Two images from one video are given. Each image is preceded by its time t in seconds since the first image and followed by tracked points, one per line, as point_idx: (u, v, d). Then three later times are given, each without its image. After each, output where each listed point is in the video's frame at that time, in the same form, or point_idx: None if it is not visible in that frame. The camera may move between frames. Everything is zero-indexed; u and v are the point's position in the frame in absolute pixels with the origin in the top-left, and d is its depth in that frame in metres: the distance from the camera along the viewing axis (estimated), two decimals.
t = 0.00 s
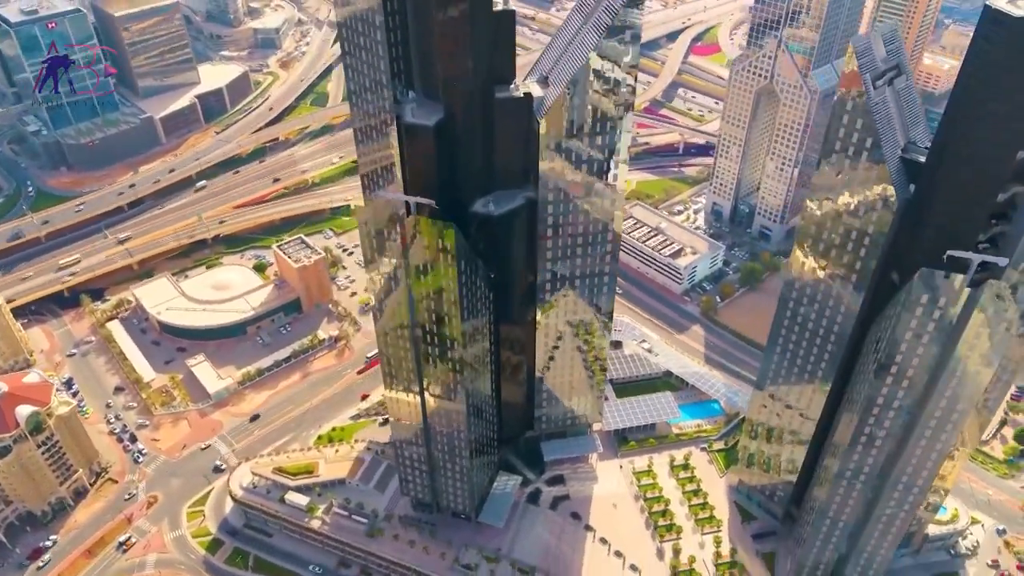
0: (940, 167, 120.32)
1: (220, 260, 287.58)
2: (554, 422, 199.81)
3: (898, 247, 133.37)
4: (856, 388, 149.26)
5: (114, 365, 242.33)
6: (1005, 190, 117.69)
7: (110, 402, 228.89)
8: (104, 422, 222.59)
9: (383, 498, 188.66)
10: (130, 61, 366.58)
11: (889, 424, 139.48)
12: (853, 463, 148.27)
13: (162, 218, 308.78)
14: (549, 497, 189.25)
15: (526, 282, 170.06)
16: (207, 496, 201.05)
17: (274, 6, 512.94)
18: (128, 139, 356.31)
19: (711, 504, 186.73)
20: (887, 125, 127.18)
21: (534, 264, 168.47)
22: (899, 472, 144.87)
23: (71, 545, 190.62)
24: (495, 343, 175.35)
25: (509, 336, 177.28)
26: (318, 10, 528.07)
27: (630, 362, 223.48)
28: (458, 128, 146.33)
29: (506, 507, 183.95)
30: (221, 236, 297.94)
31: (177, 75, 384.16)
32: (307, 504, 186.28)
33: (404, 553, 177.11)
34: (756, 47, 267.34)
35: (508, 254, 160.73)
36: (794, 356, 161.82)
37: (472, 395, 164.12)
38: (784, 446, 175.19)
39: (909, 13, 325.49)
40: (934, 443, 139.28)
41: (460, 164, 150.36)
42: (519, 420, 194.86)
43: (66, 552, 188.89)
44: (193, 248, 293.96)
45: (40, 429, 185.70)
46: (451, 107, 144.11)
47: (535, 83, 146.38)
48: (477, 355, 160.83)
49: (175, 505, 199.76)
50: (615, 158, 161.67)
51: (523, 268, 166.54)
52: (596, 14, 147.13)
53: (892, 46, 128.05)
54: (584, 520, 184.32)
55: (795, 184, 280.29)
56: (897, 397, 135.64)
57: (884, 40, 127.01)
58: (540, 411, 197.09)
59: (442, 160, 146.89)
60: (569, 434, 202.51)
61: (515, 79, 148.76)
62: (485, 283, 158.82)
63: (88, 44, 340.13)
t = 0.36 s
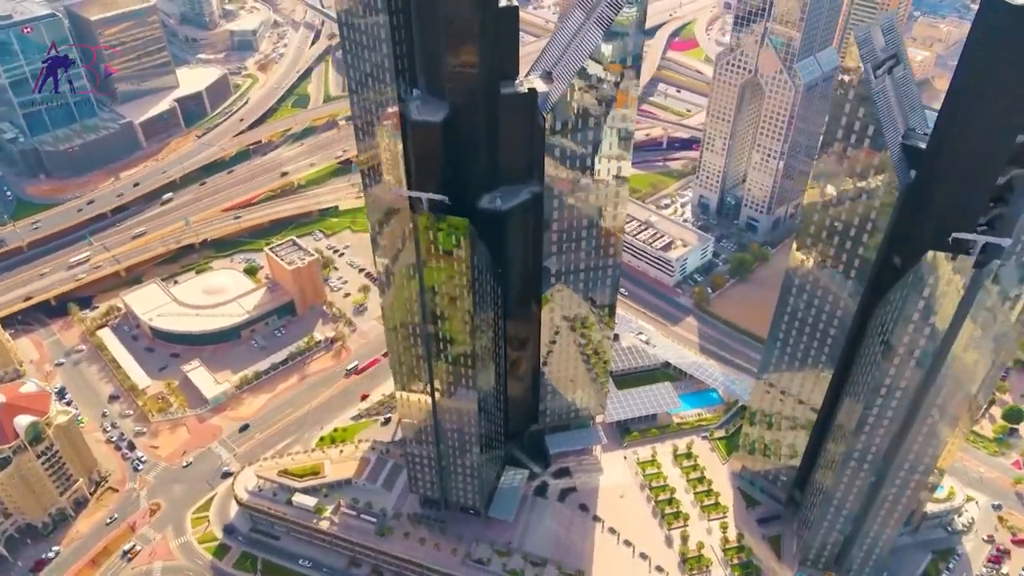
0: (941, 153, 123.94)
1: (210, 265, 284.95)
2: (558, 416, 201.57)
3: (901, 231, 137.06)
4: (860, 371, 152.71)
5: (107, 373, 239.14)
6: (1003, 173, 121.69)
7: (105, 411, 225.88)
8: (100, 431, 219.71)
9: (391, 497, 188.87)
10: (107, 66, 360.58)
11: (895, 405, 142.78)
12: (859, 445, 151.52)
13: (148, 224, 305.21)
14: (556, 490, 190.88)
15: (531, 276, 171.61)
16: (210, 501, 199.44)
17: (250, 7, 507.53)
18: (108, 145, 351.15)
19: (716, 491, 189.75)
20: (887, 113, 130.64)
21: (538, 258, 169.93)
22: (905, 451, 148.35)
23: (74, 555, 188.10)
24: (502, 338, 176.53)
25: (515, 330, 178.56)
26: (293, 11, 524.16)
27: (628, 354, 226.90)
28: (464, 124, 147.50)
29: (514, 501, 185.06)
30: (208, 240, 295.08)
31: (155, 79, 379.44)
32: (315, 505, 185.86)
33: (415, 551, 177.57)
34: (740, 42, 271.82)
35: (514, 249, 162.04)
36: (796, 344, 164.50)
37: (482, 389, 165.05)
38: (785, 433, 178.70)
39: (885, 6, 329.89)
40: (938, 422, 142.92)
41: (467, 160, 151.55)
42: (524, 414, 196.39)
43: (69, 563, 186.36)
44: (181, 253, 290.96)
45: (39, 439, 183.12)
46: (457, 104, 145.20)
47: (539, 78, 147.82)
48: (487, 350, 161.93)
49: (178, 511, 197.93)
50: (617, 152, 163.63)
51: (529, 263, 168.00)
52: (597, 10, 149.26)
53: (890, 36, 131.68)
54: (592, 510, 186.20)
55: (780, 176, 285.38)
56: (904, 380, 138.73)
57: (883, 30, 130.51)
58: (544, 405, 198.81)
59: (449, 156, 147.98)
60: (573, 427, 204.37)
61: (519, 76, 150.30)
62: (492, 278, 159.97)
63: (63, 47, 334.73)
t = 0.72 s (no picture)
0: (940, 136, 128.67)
1: (198, 269, 282.44)
2: (561, 407, 203.63)
3: (902, 214, 141.50)
4: (861, 352, 156.96)
5: (99, 381, 236.00)
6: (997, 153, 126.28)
7: (99, 419, 222.98)
8: (97, 440, 216.98)
9: (399, 494, 189.51)
10: (81, 72, 354.57)
11: (898, 384, 146.61)
12: (864, 426, 155.50)
13: (132, 230, 301.44)
14: (562, 480, 192.96)
15: (536, 269, 173.22)
16: (214, 505, 198.19)
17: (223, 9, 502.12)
18: (86, 151, 345.74)
19: (718, 475, 193.20)
20: (885, 99, 134.60)
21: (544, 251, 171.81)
22: (907, 428, 152.18)
23: (78, 565, 185.82)
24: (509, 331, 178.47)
25: (520, 323, 180.14)
26: (267, 13, 520.14)
27: (626, 345, 230.02)
28: (469, 120, 148.95)
29: (522, 493, 186.74)
30: (194, 244, 292.37)
31: (131, 82, 374.43)
32: (323, 505, 185.88)
33: (427, 545, 178.63)
34: (721, 36, 276.30)
35: (520, 243, 163.74)
36: (795, 329, 168.25)
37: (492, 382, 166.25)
38: (784, 416, 182.89)
39: None
40: (938, 399, 147.30)
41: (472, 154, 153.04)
42: (528, 406, 198.33)
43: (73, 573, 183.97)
44: (168, 259, 287.91)
45: (39, 448, 180.60)
46: (462, 98, 146.63)
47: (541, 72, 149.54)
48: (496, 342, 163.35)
49: (182, 517, 196.30)
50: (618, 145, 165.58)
51: (533, 256, 169.74)
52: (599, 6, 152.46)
53: (885, 25, 135.89)
54: (599, 499, 188.54)
55: (763, 167, 290.73)
56: (906, 359, 142.63)
57: (877, 18, 134.73)
58: (548, 397, 200.80)
59: (456, 150, 149.59)
60: (575, 418, 206.59)
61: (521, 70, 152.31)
62: (501, 271, 161.51)
63: (37, 51, 329.19)
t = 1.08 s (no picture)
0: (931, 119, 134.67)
1: (185, 273, 280.00)
2: (563, 398, 205.93)
3: (897, 197, 146.23)
4: (859, 333, 161.43)
5: (91, 389, 233.13)
6: (988, 136, 130.05)
7: (95, 428, 220.37)
8: (93, 448, 214.41)
9: (406, 489, 190.39)
10: (80, 73, 356.37)
11: (896, 363, 151.06)
12: (864, 405, 159.80)
13: (115, 236, 297.67)
14: (566, 470, 195.32)
15: (539, 261, 175.15)
16: (218, 509, 197.11)
17: (194, 12, 496.05)
18: (63, 158, 340.20)
19: (719, 460, 197.05)
20: (880, 85, 139.06)
21: (546, 243, 173.97)
22: (905, 406, 156.63)
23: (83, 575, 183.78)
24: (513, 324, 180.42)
25: (523, 316, 182.04)
26: (239, 15, 515.15)
27: (621, 335, 232.99)
28: (472, 115, 150.58)
29: (528, 484, 188.77)
30: (181, 249, 289.19)
31: (106, 87, 369.07)
32: (330, 503, 186.04)
33: (437, 539, 179.80)
34: (702, 30, 279.68)
35: (523, 235, 165.66)
36: (793, 312, 172.29)
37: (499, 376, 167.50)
38: (778, 399, 187.64)
39: None
40: (935, 377, 152.01)
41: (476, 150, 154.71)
42: (530, 398, 200.57)
43: None
44: (154, 264, 285.14)
45: (39, 457, 178.16)
46: (465, 94, 148.26)
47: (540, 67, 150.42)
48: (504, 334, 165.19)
49: (186, 522, 194.91)
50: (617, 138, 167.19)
51: (535, 248, 171.92)
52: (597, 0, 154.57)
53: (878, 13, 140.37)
54: (604, 487, 191.13)
55: (746, 158, 295.86)
56: (904, 338, 146.87)
57: (871, 6, 139.18)
58: (550, 388, 202.96)
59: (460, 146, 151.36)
60: (576, 409, 209.08)
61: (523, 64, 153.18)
62: (507, 264, 163.23)
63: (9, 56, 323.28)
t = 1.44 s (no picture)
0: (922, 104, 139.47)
1: (174, 278, 277.64)
2: (563, 390, 208.24)
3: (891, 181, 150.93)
4: (855, 314, 165.85)
5: (85, 397, 230.42)
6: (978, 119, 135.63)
7: (90, 435, 217.93)
8: (90, 455, 212.11)
9: (412, 485, 191.40)
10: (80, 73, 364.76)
11: (893, 343, 155.44)
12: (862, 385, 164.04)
13: (99, 242, 293.95)
14: (569, 460, 197.82)
15: (540, 253, 177.11)
16: (222, 512, 196.29)
17: (166, 15, 490.20)
18: (41, 164, 335.07)
19: (718, 444, 200.85)
20: (872, 72, 143.72)
21: (546, 235, 175.97)
22: (901, 385, 161.12)
23: None
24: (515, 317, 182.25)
25: (524, 308, 184.00)
26: (212, 18, 510.27)
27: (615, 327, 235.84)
28: (474, 110, 152.39)
29: (533, 475, 190.81)
30: (167, 253, 286.84)
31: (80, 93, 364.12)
32: (337, 501, 186.47)
33: (445, 533, 181.09)
34: (685, 23, 283.38)
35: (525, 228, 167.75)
36: (790, 296, 176.11)
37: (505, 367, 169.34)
38: (772, 384, 192.01)
39: None
40: (930, 354, 156.67)
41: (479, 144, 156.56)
42: (530, 391, 202.67)
43: None
44: (141, 269, 282.38)
45: (40, 465, 176.08)
46: (467, 88, 150.28)
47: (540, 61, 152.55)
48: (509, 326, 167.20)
49: (190, 526, 193.74)
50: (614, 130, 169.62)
51: (536, 241, 174.11)
52: None
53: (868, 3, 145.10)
54: (608, 476, 193.84)
55: (729, 150, 300.88)
56: (902, 317, 151.18)
57: None
58: (551, 380, 205.09)
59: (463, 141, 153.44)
60: (576, 399, 211.48)
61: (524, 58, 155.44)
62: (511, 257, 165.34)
63: None
